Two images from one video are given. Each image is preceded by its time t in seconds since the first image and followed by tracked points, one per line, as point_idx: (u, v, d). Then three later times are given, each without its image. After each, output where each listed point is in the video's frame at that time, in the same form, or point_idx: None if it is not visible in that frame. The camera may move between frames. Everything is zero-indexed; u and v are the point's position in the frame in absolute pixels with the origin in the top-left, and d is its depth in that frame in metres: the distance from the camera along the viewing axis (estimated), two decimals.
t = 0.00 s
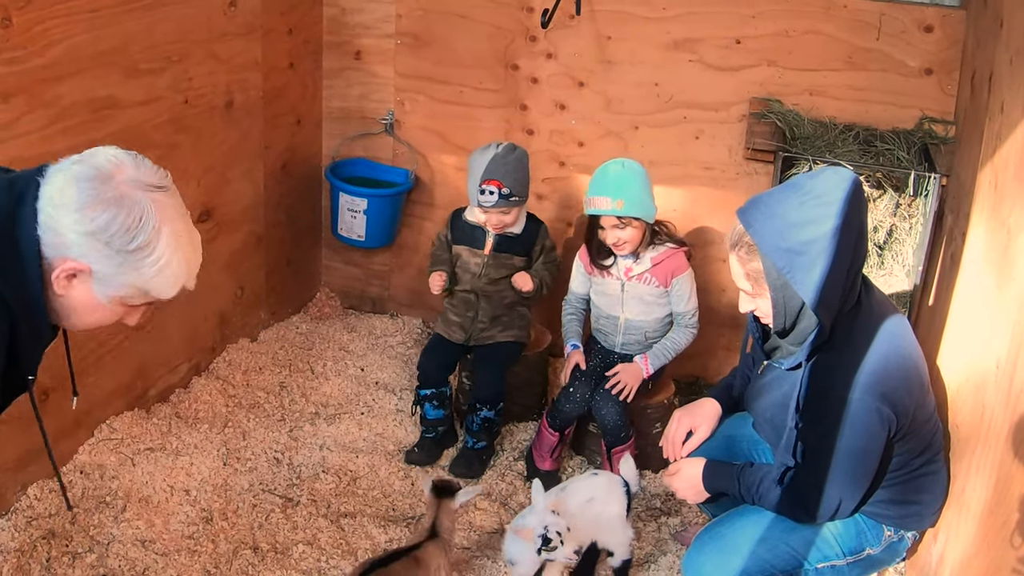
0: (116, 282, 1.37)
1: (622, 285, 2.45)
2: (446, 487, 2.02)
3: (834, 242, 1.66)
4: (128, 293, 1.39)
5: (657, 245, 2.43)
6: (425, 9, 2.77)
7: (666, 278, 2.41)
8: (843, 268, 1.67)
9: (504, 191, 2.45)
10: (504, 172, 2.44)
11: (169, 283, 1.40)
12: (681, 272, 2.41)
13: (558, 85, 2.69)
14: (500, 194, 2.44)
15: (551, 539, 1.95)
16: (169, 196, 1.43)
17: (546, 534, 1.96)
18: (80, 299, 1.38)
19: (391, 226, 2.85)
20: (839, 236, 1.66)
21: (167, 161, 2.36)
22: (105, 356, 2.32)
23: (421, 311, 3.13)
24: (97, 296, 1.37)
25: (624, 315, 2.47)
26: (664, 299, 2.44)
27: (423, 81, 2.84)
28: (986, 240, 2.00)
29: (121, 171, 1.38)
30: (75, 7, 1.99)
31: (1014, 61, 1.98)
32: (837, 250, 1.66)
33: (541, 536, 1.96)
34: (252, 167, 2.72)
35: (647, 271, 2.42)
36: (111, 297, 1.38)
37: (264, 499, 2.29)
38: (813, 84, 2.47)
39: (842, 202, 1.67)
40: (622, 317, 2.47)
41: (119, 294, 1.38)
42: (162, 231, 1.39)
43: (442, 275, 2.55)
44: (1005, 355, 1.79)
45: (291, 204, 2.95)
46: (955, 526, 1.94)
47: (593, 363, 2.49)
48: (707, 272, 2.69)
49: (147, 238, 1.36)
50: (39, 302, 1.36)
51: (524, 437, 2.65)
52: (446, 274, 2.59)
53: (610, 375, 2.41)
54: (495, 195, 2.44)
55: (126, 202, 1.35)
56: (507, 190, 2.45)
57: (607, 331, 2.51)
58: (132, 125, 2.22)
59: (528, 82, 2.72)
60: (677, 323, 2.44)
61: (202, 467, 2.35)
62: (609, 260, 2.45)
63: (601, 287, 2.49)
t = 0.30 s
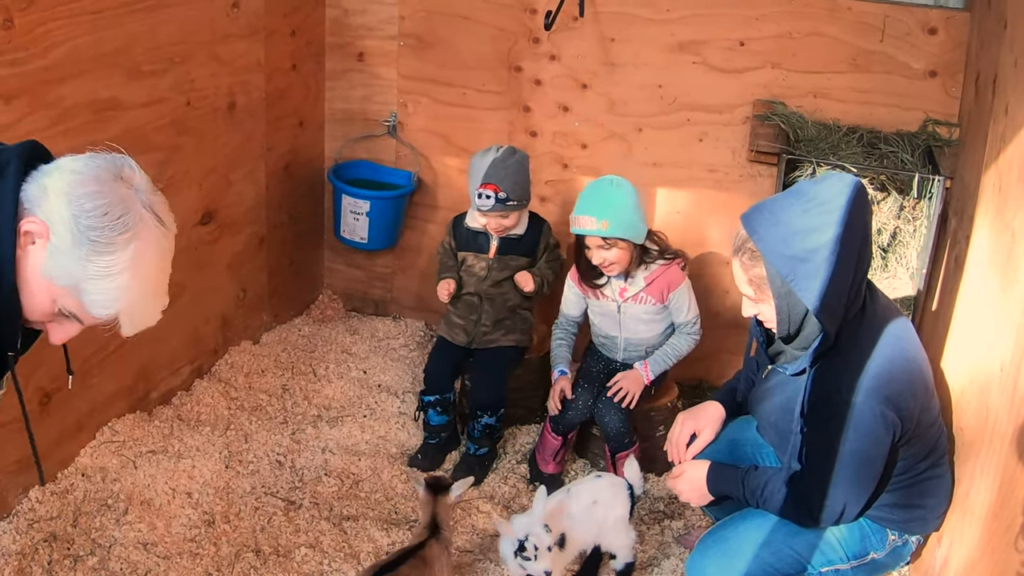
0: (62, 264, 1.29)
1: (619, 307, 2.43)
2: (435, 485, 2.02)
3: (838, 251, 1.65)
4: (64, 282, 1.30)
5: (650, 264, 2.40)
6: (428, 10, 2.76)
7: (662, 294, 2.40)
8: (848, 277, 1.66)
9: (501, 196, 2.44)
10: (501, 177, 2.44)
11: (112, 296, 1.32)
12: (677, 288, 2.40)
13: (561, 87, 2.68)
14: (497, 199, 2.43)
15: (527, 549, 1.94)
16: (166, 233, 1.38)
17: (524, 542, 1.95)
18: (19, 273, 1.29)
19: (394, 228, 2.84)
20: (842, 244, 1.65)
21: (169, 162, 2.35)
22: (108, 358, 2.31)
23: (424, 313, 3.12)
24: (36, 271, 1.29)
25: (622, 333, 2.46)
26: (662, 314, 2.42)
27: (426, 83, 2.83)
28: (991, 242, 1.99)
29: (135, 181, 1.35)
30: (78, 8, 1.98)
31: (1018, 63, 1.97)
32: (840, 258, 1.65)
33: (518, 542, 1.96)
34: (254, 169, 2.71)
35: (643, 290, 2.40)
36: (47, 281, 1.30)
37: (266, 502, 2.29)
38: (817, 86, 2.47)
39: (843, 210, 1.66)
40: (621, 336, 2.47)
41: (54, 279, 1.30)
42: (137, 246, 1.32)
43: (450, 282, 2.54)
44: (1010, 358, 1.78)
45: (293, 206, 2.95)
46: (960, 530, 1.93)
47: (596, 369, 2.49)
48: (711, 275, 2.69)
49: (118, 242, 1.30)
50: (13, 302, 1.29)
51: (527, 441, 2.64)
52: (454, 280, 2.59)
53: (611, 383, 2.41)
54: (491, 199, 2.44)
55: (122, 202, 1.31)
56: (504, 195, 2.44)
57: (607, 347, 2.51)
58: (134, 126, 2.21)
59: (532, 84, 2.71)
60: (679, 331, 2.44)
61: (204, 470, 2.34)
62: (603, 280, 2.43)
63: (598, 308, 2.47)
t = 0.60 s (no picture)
0: (51, 245, 1.28)
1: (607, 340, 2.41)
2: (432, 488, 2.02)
3: (841, 273, 1.67)
4: (57, 266, 1.29)
5: (635, 297, 2.35)
6: (431, 12, 2.76)
7: (650, 323, 2.36)
8: (850, 295, 1.68)
9: (502, 199, 2.43)
10: (503, 180, 2.43)
11: (103, 274, 1.31)
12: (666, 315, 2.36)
13: (565, 89, 2.68)
14: (498, 202, 2.43)
15: (566, 564, 1.92)
16: (157, 213, 1.37)
17: (562, 559, 1.93)
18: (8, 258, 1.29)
19: (396, 231, 2.84)
20: (842, 263, 1.66)
21: (172, 164, 2.35)
22: (110, 361, 2.31)
23: (426, 316, 3.11)
24: (26, 253, 1.29)
25: (615, 361, 2.46)
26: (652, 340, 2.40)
27: (429, 85, 2.83)
28: (995, 245, 1.99)
29: (124, 164, 1.36)
30: (80, 10, 1.98)
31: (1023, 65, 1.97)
32: (840, 277, 1.67)
33: (557, 560, 1.93)
34: (257, 171, 2.70)
35: (629, 324, 2.37)
36: (37, 266, 1.29)
37: (268, 505, 2.28)
38: (821, 88, 2.46)
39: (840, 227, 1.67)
40: (614, 363, 2.46)
41: (48, 264, 1.29)
42: (125, 224, 1.32)
43: (451, 286, 2.54)
44: (1013, 361, 1.78)
45: (296, 208, 2.94)
46: (963, 533, 1.93)
47: (595, 382, 2.49)
48: (716, 278, 2.69)
49: (105, 220, 1.29)
50: None
51: (531, 444, 2.63)
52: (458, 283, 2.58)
53: (609, 394, 2.40)
54: (492, 202, 2.43)
55: (110, 181, 1.31)
56: (506, 198, 2.43)
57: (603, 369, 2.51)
58: (137, 128, 2.21)
59: (535, 86, 2.71)
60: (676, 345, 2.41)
61: (206, 473, 2.34)
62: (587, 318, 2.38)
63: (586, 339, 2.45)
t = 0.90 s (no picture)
0: (88, 232, 1.34)
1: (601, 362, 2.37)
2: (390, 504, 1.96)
3: (864, 274, 1.66)
4: (100, 244, 1.36)
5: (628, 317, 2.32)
6: (434, 14, 2.75)
7: (643, 342, 2.33)
8: (861, 296, 1.67)
9: (501, 202, 2.42)
10: (501, 183, 2.42)
11: (142, 232, 1.37)
12: (658, 334, 2.33)
13: (568, 91, 2.67)
14: (496, 204, 2.42)
15: (552, 569, 1.95)
16: (147, 144, 1.40)
17: (547, 563, 1.96)
18: (53, 253, 1.36)
19: (399, 233, 2.83)
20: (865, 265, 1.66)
21: (174, 166, 2.34)
22: (112, 362, 2.30)
23: (429, 318, 3.10)
24: (69, 246, 1.35)
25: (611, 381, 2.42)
26: (646, 357, 2.37)
27: (432, 87, 2.82)
28: (999, 247, 1.97)
29: (97, 117, 1.36)
30: (82, 11, 1.97)
31: None
32: (850, 277, 1.66)
33: (542, 564, 1.97)
34: (259, 173, 2.70)
35: (622, 345, 2.33)
36: (82, 248, 1.36)
37: (271, 508, 2.28)
38: (825, 90, 2.45)
39: (844, 224, 1.67)
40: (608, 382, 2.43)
41: (90, 245, 1.36)
42: (139, 180, 1.36)
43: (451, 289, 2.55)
44: (1017, 364, 1.76)
45: (298, 210, 2.94)
46: (966, 537, 1.92)
47: (587, 396, 2.46)
48: (719, 281, 2.68)
49: (123, 188, 1.34)
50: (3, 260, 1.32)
51: (533, 446, 2.63)
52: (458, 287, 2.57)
53: (603, 409, 2.38)
54: (491, 205, 2.42)
55: (100, 148, 1.33)
56: (504, 201, 2.42)
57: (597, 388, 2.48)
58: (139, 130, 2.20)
59: (538, 88, 2.70)
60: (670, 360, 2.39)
61: (208, 476, 2.33)
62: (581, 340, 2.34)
63: (580, 361, 2.40)
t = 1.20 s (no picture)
0: (106, 211, 1.38)
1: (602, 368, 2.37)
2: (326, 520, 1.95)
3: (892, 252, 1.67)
4: (119, 221, 1.40)
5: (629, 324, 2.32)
6: (437, 15, 2.74)
7: (645, 347, 2.33)
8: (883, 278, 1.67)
9: (501, 198, 2.41)
10: (502, 180, 2.42)
11: (156, 203, 1.41)
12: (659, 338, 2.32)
13: (572, 93, 2.66)
14: (496, 201, 2.41)
15: (555, 558, 1.91)
16: (143, 116, 1.42)
17: (548, 555, 1.92)
18: (75, 237, 1.39)
19: (402, 235, 2.82)
20: (892, 243, 1.67)
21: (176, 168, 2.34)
22: (115, 364, 2.30)
23: (431, 320, 3.10)
24: (89, 229, 1.39)
25: (611, 387, 2.42)
26: (648, 361, 2.36)
27: (435, 88, 2.82)
28: (1004, 248, 1.96)
29: (91, 99, 1.37)
30: (85, 13, 1.97)
31: None
32: (878, 253, 1.66)
33: (545, 557, 1.92)
34: (262, 175, 2.69)
35: (623, 351, 2.33)
36: (103, 227, 1.39)
37: (273, 510, 2.27)
38: (829, 92, 2.45)
39: (873, 200, 1.68)
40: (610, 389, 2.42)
41: (110, 223, 1.40)
42: (145, 153, 1.39)
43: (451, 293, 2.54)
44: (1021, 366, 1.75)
45: (301, 212, 2.93)
46: (970, 539, 1.91)
47: (588, 403, 2.45)
48: (724, 284, 2.67)
49: (132, 163, 1.37)
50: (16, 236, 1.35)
51: (536, 449, 2.62)
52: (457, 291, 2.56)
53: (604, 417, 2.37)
54: (491, 201, 2.42)
55: (101, 130, 1.35)
56: (504, 198, 2.42)
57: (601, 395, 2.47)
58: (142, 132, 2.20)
59: (542, 90, 2.69)
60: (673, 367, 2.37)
61: (210, 478, 2.32)
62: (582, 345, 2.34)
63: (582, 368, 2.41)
